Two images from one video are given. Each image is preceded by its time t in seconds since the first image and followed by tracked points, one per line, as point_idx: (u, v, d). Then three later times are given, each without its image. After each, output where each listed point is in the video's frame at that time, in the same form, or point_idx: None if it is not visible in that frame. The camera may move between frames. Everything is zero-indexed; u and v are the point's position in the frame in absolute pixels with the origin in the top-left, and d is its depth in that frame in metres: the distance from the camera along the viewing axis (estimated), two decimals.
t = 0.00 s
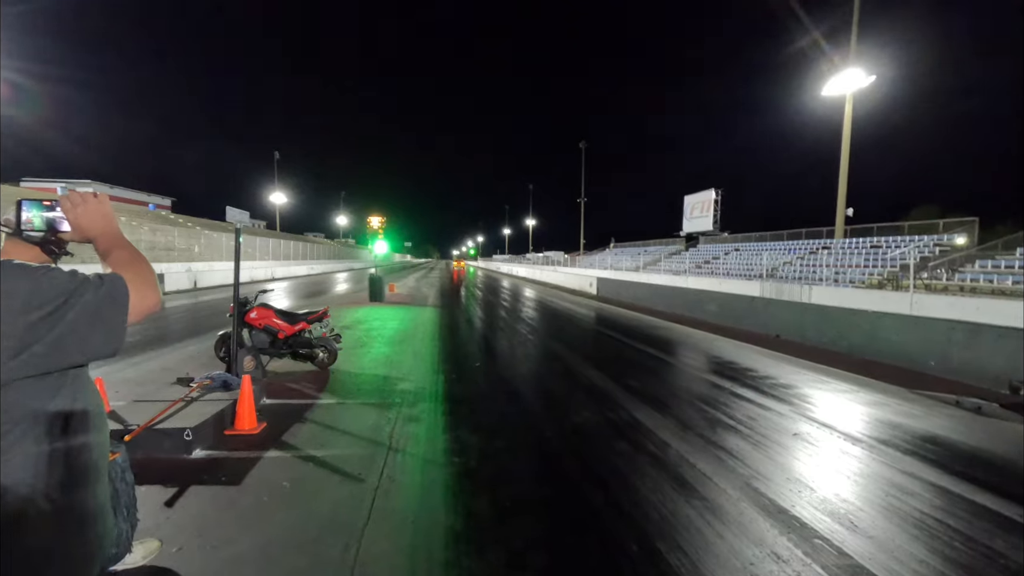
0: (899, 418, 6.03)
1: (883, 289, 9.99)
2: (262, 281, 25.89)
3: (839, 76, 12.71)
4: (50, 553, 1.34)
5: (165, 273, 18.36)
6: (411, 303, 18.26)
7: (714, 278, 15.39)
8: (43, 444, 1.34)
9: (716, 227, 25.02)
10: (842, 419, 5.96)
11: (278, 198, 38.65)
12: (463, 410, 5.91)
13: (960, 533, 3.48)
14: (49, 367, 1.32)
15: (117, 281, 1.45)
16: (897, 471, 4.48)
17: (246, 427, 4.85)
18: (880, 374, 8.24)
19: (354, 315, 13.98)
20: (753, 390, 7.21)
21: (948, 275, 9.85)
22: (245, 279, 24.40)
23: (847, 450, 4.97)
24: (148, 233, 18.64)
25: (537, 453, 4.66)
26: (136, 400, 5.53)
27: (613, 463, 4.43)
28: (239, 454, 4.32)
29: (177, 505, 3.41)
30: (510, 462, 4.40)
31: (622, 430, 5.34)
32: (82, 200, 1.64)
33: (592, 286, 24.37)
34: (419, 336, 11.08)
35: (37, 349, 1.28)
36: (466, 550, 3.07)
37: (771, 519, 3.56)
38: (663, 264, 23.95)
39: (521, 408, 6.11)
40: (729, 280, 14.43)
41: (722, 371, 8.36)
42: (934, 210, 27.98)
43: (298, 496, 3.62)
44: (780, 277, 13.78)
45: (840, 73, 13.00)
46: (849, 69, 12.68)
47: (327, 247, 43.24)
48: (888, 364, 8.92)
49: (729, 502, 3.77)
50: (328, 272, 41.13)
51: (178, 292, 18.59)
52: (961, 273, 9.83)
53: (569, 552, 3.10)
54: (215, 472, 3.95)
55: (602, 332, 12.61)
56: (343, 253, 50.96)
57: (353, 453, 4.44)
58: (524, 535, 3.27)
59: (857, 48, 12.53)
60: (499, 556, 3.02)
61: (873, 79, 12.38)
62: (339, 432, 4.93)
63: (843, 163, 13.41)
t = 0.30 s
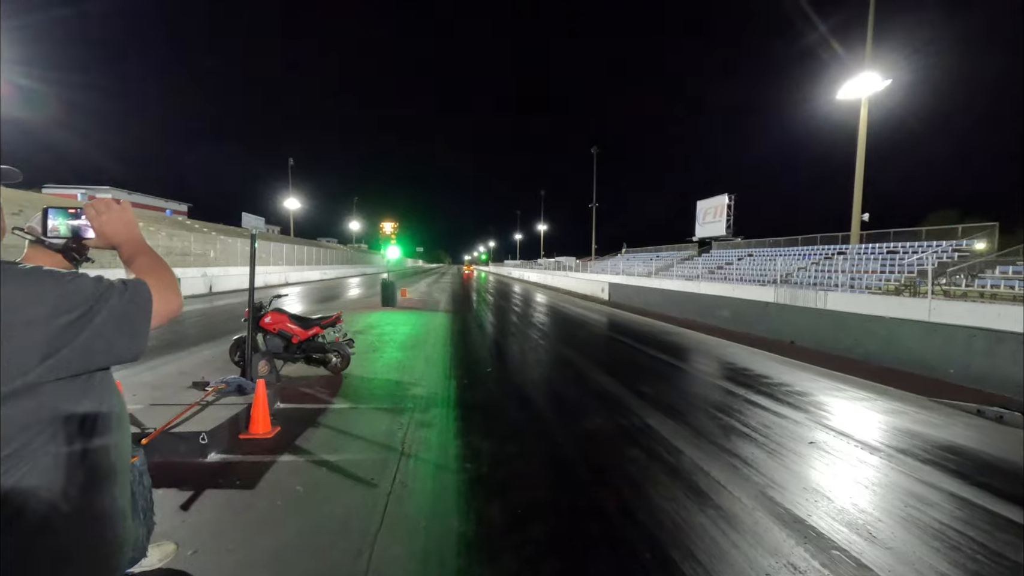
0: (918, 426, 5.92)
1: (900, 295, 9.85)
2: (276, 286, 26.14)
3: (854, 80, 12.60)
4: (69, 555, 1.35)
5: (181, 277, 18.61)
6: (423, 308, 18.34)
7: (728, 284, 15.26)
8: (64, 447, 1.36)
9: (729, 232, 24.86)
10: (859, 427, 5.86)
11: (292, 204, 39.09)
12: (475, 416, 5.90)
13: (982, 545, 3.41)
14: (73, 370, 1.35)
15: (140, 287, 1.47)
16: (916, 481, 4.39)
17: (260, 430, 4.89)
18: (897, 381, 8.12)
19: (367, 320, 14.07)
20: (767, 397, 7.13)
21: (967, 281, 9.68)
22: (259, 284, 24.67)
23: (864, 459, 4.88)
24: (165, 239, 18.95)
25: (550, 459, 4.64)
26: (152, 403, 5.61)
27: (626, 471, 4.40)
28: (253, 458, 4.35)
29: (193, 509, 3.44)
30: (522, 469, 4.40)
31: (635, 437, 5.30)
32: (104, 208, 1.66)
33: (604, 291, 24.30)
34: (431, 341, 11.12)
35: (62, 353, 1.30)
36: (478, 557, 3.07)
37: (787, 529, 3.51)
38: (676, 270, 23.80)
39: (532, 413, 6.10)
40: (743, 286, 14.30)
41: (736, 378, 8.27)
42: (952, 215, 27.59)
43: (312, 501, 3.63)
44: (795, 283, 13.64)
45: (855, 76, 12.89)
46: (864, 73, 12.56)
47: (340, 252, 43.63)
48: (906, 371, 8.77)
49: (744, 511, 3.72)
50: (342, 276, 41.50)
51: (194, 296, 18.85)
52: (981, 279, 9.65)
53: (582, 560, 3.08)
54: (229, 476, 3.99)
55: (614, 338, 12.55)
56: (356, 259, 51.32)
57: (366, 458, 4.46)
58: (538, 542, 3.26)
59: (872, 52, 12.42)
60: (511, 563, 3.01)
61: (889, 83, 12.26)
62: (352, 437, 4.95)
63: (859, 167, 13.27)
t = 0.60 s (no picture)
0: (934, 434, 5.83)
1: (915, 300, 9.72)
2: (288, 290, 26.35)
3: (867, 83, 12.48)
4: (89, 555, 1.37)
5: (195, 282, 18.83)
6: (433, 313, 18.39)
7: (739, 289, 15.14)
8: (77, 449, 1.37)
9: (740, 237, 24.69)
10: (875, 434, 5.78)
11: (304, 210, 39.42)
12: (486, 421, 5.89)
13: (1000, 554, 3.36)
14: (91, 372, 1.36)
15: (155, 291, 1.48)
16: (932, 490, 4.32)
17: (271, 434, 4.91)
18: (913, 388, 7.99)
19: (377, 325, 14.15)
20: (780, 403, 7.05)
21: (984, 286, 9.53)
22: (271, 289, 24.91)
23: (880, 467, 4.81)
24: (178, 244, 19.19)
25: (561, 466, 4.62)
26: (166, 407, 5.67)
27: (637, 477, 4.37)
28: (265, 462, 4.38)
29: (205, 512, 3.47)
30: (532, 475, 4.38)
31: (646, 444, 5.26)
32: (122, 214, 1.68)
33: (614, 296, 24.21)
34: (441, 346, 11.14)
35: (78, 355, 1.32)
36: (488, 564, 3.05)
37: (801, 538, 3.46)
38: (686, 275, 23.67)
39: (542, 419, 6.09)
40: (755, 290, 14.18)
41: (748, 384, 8.20)
42: (968, 218, 27.17)
43: (324, 505, 3.65)
44: (808, 288, 13.51)
45: (868, 79, 12.75)
46: (878, 76, 12.44)
47: (350, 257, 43.92)
48: (922, 378, 8.64)
49: (756, 519, 3.68)
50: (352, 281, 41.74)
51: (207, 301, 19.05)
52: (999, 284, 9.49)
53: (592, 568, 3.06)
54: (241, 479, 4.01)
55: (624, 343, 12.49)
56: (366, 263, 51.56)
57: (376, 463, 4.47)
58: (548, 549, 3.24)
59: (885, 54, 12.30)
60: (521, 570, 3.00)
61: (902, 86, 12.12)
62: (363, 441, 4.96)
63: (872, 170, 13.12)
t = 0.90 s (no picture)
0: (947, 442, 5.75)
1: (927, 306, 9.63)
2: (296, 295, 26.50)
3: (877, 88, 12.41)
4: (102, 557, 1.38)
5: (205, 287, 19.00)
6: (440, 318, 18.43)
7: (748, 295, 15.05)
8: (88, 453, 1.37)
9: (748, 242, 24.58)
10: (886, 442, 5.71)
11: (313, 215, 39.67)
12: (493, 427, 5.87)
13: (1017, 565, 3.30)
14: (107, 375, 1.38)
15: (168, 295, 1.50)
16: (946, 499, 4.26)
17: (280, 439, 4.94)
18: (925, 395, 7.90)
19: (385, 330, 14.21)
20: (790, 410, 6.98)
21: (998, 292, 9.42)
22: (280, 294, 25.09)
23: (892, 475, 4.75)
24: (189, 249, 19.39)
25: (570, 472, 4.60)
26: (176, 411, 5.71)
27: (645, 484, 4.35)
28: (274, 467, 4.40)
29: (214, 517, 3.48)
30: (540, 481, 4.37)
31: (654, 450, 5.23)
32: (134, 221, 1.70)
33: (622, 301, 24.14)
34: (448, 351, 11.16)
35: (94, 359, 1.33)
36: (496, 570, 3.04)
37: (812, 547, 3.42)
38: (694, 281, 23.56)
39: (550, 425, 6.07)
40: (764, 296, 14.08)
41: (757, 391, 8.13)
42: (980, 223, 26.89)
43: (332, 510, 3.65)
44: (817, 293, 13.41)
45: (878, 84, 12.69)
46: (887, 80, 12.37)
47: (358, 262, 44.16)
48: (935, 385, 8.53)
49: (767, 527, 3.65)
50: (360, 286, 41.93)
51: (216, 305, 19.21)
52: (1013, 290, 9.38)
53: None
54: (250, 484, 4.03)
55: (632, 349, 12.43)
56: (374, 269, 51.79)
57: (384, 468, 4.47)
58: (557, 556, 3.22)
59: (895, 60, 12.24)
60: None
61: (912, 90, 12.04)
62: (371, 447, 4.97)
63: (882, 176, 13.04)
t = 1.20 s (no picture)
0: (959, 449, 5.69)
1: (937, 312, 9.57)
2: (303, 301, 26.60)
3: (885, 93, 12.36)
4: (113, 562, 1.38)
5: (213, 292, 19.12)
6: (446, 324, 18.43)
7: (756, 301, 14.99)
8: (95, 458, 1.37)
9: (756, 248, 24.47)
10: (897, 449, 5.66)
11: (320, 221, 39.86)
12: (501, 433, 5.86)
13: None
14: (122, 380, 1.39)
15: (180, 300, 1.51)
16: (958, 507, 4.21)
17: (288, 444, 4.96)
18: (936, 402, 7.82)
19: (392, 335, 14.22)
20: (799, 417, 6.93)
21: (1009, 298, 9.34)
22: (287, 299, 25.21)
23: (903, 483, 4.70)
24: (198, 255, 19.53)
25: (578, 479, 4.57)
26: (185, 416, 5.74)
27: (653, 491, 4.34)
28: (282, 472, 4.41)
29: (223, 522, 3.49)
30: (547, 487, 4.36)
31: (662, 457, 5.21)
32: (145, 226, 1.72)
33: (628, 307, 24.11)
34: (455, 356, 11.17)
35: (112, 364, 1.36)
36: None
37: (822, 555, 3.39)
38: (701, 286, 23.47)
39: (557, 430, 6.06)
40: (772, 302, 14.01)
41: (765, 397, 8.09)
42: (990, 229, 26.68)
43: (340, 516, 3.66)
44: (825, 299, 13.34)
45: (885, 89, 12.65)
46: (895, 85, 12.32)
47: (364, 267, 44.35)
48: (946, 392, 8.45)
49: (777, 535, 3.62)
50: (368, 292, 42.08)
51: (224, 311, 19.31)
52: None
53: None
54: (259, 489, 4.04)
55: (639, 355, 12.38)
56: (381, 274, 51.96)
57: (391, 474, 4.48)
58: (565, 563, 3.21)
59: (902, 65, 12.21)
60: None
61: (920, 95, 12.00)
62: (378, 452, 4.98)
63: (890, 181, 12.98)
